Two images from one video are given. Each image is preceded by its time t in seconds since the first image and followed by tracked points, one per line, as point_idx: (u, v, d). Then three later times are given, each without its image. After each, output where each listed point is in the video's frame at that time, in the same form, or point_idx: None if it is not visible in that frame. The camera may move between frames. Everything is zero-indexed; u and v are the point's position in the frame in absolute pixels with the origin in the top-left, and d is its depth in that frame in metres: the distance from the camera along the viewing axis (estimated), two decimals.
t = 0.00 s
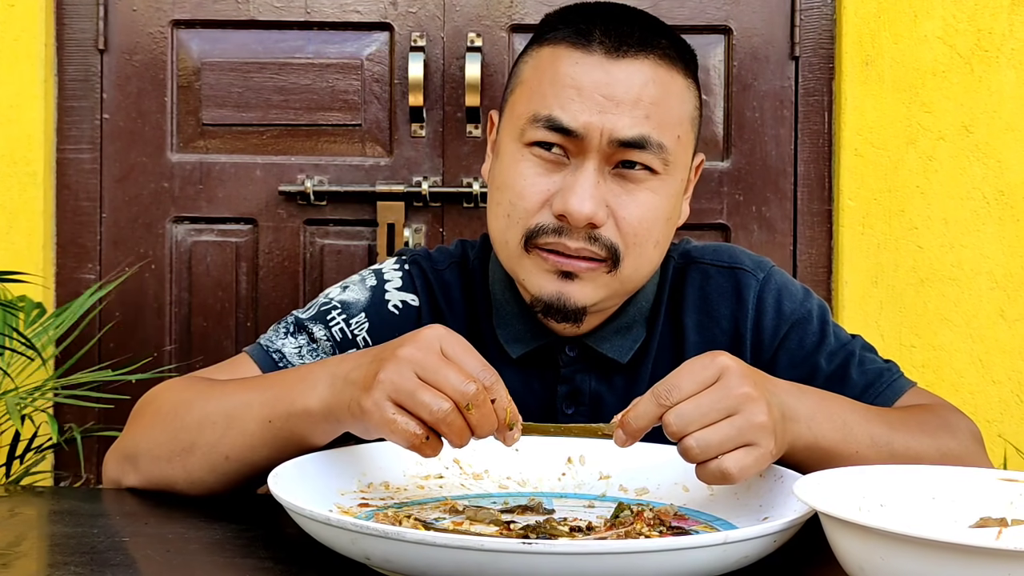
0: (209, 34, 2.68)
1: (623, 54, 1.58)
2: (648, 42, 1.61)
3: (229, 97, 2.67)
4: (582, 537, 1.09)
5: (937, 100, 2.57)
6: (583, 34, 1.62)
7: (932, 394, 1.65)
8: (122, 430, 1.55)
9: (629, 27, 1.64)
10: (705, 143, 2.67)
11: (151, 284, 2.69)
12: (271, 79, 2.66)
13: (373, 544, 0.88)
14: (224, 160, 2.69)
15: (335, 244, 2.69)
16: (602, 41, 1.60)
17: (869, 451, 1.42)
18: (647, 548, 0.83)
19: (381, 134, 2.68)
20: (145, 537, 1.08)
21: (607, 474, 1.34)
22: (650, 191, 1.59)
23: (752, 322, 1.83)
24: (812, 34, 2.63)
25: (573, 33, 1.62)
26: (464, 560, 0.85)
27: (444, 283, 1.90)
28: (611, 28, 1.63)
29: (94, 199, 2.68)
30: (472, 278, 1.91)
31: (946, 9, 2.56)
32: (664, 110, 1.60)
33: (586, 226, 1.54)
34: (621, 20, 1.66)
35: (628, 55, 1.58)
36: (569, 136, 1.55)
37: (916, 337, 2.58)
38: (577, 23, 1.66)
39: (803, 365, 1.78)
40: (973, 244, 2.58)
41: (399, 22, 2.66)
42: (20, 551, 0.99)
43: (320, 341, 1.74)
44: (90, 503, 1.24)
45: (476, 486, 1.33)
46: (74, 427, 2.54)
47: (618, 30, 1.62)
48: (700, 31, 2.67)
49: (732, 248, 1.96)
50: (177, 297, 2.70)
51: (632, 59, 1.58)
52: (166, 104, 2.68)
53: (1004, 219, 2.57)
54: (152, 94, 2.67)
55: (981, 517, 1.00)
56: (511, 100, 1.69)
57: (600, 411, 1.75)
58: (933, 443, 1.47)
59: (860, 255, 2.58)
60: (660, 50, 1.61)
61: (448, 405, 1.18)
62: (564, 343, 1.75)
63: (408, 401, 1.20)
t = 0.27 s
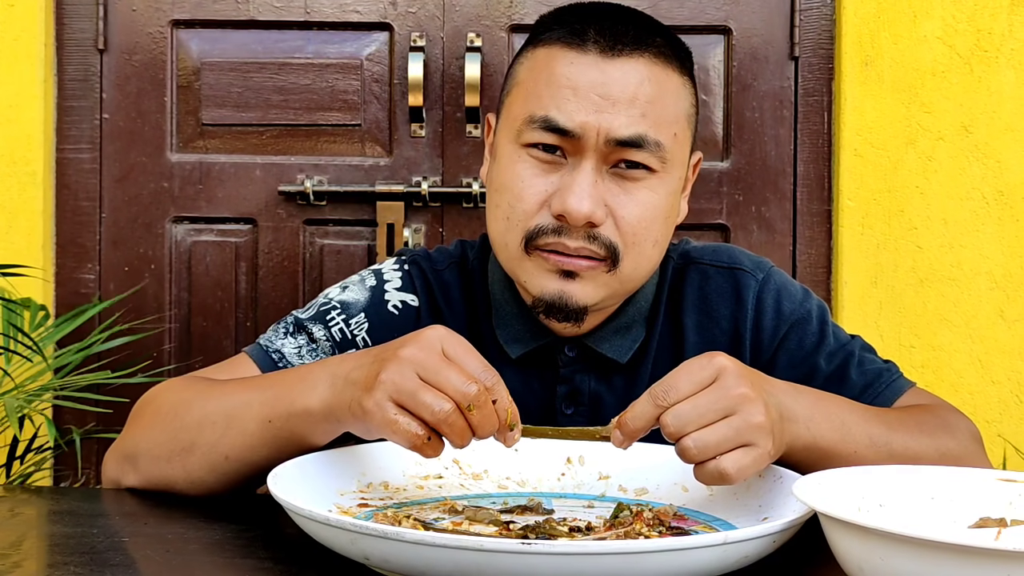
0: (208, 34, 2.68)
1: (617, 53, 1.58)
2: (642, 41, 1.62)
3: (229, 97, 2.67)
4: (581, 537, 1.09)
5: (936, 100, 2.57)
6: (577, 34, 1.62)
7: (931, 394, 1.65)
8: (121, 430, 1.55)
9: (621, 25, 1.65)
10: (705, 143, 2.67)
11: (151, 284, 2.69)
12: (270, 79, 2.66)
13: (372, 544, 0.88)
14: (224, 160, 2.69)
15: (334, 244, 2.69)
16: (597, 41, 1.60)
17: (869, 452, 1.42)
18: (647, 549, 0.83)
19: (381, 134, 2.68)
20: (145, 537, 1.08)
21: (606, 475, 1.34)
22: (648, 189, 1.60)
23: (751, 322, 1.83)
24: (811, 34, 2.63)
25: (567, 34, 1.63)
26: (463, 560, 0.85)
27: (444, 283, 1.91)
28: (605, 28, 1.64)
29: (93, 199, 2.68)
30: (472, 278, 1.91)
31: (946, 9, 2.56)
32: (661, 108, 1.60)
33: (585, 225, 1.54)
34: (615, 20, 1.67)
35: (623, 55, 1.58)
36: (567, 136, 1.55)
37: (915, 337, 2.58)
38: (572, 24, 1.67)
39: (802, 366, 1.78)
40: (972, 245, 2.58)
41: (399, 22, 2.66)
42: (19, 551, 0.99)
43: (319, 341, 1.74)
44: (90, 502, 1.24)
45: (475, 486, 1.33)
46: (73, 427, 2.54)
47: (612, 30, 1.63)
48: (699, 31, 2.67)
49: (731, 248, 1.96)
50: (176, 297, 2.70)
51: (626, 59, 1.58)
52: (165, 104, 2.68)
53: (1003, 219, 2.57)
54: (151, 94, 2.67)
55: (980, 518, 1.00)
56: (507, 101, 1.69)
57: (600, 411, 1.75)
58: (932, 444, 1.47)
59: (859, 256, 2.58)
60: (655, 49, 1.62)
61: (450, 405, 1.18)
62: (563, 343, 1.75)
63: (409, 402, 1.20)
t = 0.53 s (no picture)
0: (208, 33, 2.68)
1: (588, 47, 1.59)
2: (610, 28, 1.63)
3: (228, 96, 2.67)
4: (580, 536, 1.09)
5: (936, 100, 2.57)
6: (545, 37, 1.62)
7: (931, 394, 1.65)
8: (121, 429, 1.55)
9: (585, 19, 1.65)
10: (704, 142, 2.67)
11: (149, 283, 2.68)
12: (270, 79, 2.65)
13: (372, 543, 0.88)
14: (223, 159, 2.68)
15: (334, 243, 2.69)
16: (566, 40, 1.60)
17: (869, 452, 1.42)
18: (647, 548, 0.83)
19: (380, 133, 2.68)
20: (144, 536, 1.08)
21: (606, 474, 1.34)
22: (651, 171, 1.59)
23: (752, 322, 1.83)
24: (810, 33, 2.63)
25: (534, 39, 1.63)
26: (463, 559, 0.85)
27: (445, 282, 1.90)
28: (570, 25, 1.64)
29: (92, 198, 2.67)
30: (472, 277, 1.91)
31: (945, 8, 2.56)
32: (645, 89, 1.60)
33: (601, 219, 1.54)
34: (578, 15, 1.67)
35: (594, 46, 1.59)
36: (561, 140, 1.55)
37: (915, 337, 2.58)
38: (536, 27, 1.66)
39: (803, 365, 1.78)
40: (972, 244, 2.58)
41: (398, 21, 2.66)
42: (18, 551, 0.99)
43: (319, 340, 1.74)
44: (89, 502, 1.24)
45: (475, 485, 1.33)
46: (72, 426, 2.54)
47: (577, 25, 1.63)
48: (699, 30, 2.67)
49: (733, 248, 1.96)
50: (175, 296, 2.70)
51: (597, 50, 1.58)
52: (164, 104, 2.67)
53: (1003, 219, 2.57)
54: (151, 93, 2.67)
55: (980, 517, 1.00)
56: (491, 117, 1.70)
57: (605, 410, 1.75)
58: (932, 443, 1.47)
59: (859, 255, 2.58)
60: (624, 32, 1.63)
61: (452, 407, 1.18)
62: (569, 342, 1.75)
63: (412, 404, 1.20)
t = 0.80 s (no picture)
0: (207, 33, 2.68)
1: (557, 56, 1.58)
2: (579, 35, 1.63)
3: (227, 96, 2.67)
4: (579, 536, 1.09)
5: (935, 100, 2.57)
6: (514, 47, 1.61)
7: (930, 393, 1.65)
8: (119, 429, 1.55)
9: (554, 26, 1.65)
10: (703, 142, 2.67)
11: (149, 283, 2.69)
12: (269, 79, 2.65)
13: (370, 543, 0.88)
14: (222, 159, 2.68)
15: (333, 243, 2.69)
16: (535, 49, 1.59)
17: (867, 451, 1.42)
18: (647, 547, 0.83)
19: (379, 133, 2.68)
20: (143, 536, 1.08)
21: (604, 474, 1.34)
22: (629, 178, 1.58)
23: (750, 321, 1.83)
24: (810, 33, 2.63)
25: (505, 50, 1.62)
26: (462, 559, 0.85)
27: (442, 282, 1.91)
28: (539, 32, 1.63)
29: (92, 199, 2.67)
30: (470, 277, 1.91)
31: (945, 8, 2.56)
32: (618, 95, 1.59)
33: (577, 232, 1.54)
34: (547, 21, 1.67)
35: (563, 55, 1.58)
36: (533, 153, 1.55)
37: (914, 337, 2.58)
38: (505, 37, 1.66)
39: (800, 365, 1.78)
40: (971, 244, 2.58)
41: (397, 21, 2.66)
42: (17, 551, 0.99)
43: (317, 340, 1.74)
44: (88, 502, 1.24)
45: (473, 485, 1.33)
46: (72, 426, 2.54)
47: (546, 33, 1.63)
48: (698, 30, 2.67)
49: (729, 247, 1.96)
50: (175, 296, 2.70)
51: (566, 59, 1.58)
52: (164, 104, 2.67)
53: (1002, 219, 2.57)
54: (150, 93, 2.67)
55: (979, 516, 1.00)
56: (468, 129, 1.70)
57: (596, 412, 1.75)
58: (931, 443, 1.47)
59: (859, 255, 2.58)
60: (592, 39, 1.63)
61: (453, 405, 1.18)
62: (560, 344, 1.75)
63: (413, 401, 1.20)
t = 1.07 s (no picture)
0: (207, 33, 2.68)
1: (544, 59, 1.58)
2: (566, 37, 1.63)
3: (227, 96, 2.67)
4: (578, 536, 1.09)
5: (934, 100, 2.57)
6: (501, 51, 1.61)
7: (929, 394, 1.65)
8: (118, 430, 1.55)
9: (539, 29, 1.65)
10: (702, 143, 2.68)
11: (148, 283, 2.68)
12: (268, 79, 2.65)
13: (369, 544, 0.88)
14: (222, 159, 2.68)
15: (332, 243, 2.69)
16: (521, 52, 1.59)
17: (866, 452, 1.42)
18: (645, 548, 0.83)
19: (378, 133, 2.68)
20: (142, 537, 1.08)
21: (604, 474, 1.33)
22: (619, 180, 1.58)
23: (748, 323, 1.83)
24: (809, 33, 2.63)
25: (492, 53, 1.62)
26: (460, 559, 0.85)
27: (441, 283, 1.91)
28: (526, 35, 1.63)
29: (91, 199, 2.67)
30: (468, 278, 1.91)
31: (944, 8, 2.56)
32: (606, 97, 1.59)
33: (566, 236, 1.54)
34: (534, 23, 1.67)
35: (550, 58, 1.58)
36: (522, 157, 1.55)
37: (914, 337, 2.58)
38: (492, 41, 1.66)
39: (800, 366, 1.78)
40: (970, 244, 2.58)
41: (397, 21, 2.65)
42: (15, 552, 0.99)
43: (315, 341, 1.74)
44: (86, 503, 1.24)
45: (472, 486, 1.33)
46: (71, 426, 2.54)
47: (533, 36, 1.62)
48: (697, 31, 2.67)
49: (728, 248, 1.96)
50: (174, 296, 2.70)
51: (553, 61, 1.58)
52: (163, 104, 2.67)
53: (1001, 219, 2.57)
54: (149, 94, 2.67)
55: (978, 516, 1.00)
56: (457, 133, 1.70)
57: (592, 417, 1.75)
58: (930, 444, 1.47)
59: (858, 255, 2.58)
60: (579, 41, 1.63)
61: (456, 412, 1.18)
62: (555, 348, 1.75)
63: (415, 406, 1.19)
